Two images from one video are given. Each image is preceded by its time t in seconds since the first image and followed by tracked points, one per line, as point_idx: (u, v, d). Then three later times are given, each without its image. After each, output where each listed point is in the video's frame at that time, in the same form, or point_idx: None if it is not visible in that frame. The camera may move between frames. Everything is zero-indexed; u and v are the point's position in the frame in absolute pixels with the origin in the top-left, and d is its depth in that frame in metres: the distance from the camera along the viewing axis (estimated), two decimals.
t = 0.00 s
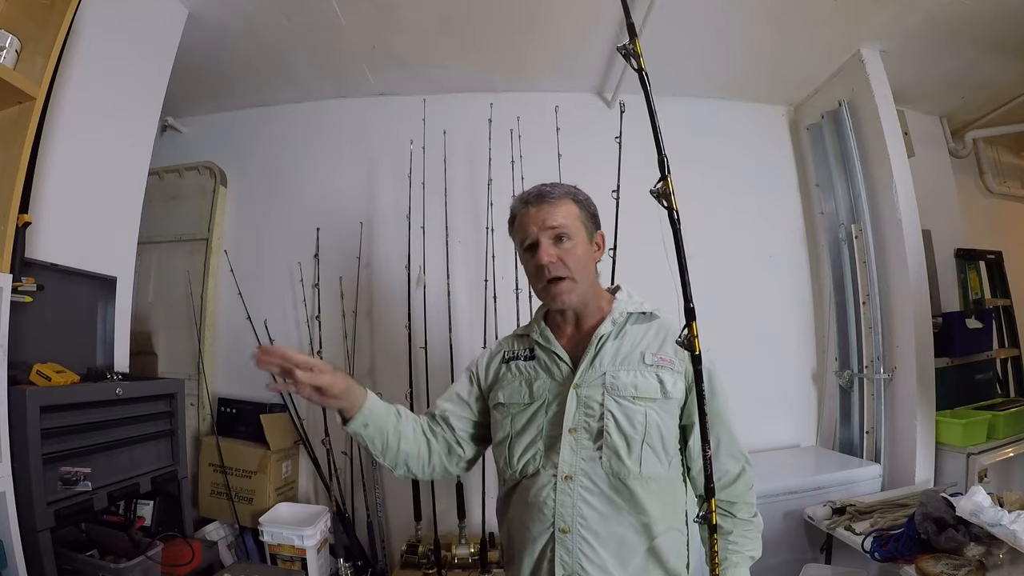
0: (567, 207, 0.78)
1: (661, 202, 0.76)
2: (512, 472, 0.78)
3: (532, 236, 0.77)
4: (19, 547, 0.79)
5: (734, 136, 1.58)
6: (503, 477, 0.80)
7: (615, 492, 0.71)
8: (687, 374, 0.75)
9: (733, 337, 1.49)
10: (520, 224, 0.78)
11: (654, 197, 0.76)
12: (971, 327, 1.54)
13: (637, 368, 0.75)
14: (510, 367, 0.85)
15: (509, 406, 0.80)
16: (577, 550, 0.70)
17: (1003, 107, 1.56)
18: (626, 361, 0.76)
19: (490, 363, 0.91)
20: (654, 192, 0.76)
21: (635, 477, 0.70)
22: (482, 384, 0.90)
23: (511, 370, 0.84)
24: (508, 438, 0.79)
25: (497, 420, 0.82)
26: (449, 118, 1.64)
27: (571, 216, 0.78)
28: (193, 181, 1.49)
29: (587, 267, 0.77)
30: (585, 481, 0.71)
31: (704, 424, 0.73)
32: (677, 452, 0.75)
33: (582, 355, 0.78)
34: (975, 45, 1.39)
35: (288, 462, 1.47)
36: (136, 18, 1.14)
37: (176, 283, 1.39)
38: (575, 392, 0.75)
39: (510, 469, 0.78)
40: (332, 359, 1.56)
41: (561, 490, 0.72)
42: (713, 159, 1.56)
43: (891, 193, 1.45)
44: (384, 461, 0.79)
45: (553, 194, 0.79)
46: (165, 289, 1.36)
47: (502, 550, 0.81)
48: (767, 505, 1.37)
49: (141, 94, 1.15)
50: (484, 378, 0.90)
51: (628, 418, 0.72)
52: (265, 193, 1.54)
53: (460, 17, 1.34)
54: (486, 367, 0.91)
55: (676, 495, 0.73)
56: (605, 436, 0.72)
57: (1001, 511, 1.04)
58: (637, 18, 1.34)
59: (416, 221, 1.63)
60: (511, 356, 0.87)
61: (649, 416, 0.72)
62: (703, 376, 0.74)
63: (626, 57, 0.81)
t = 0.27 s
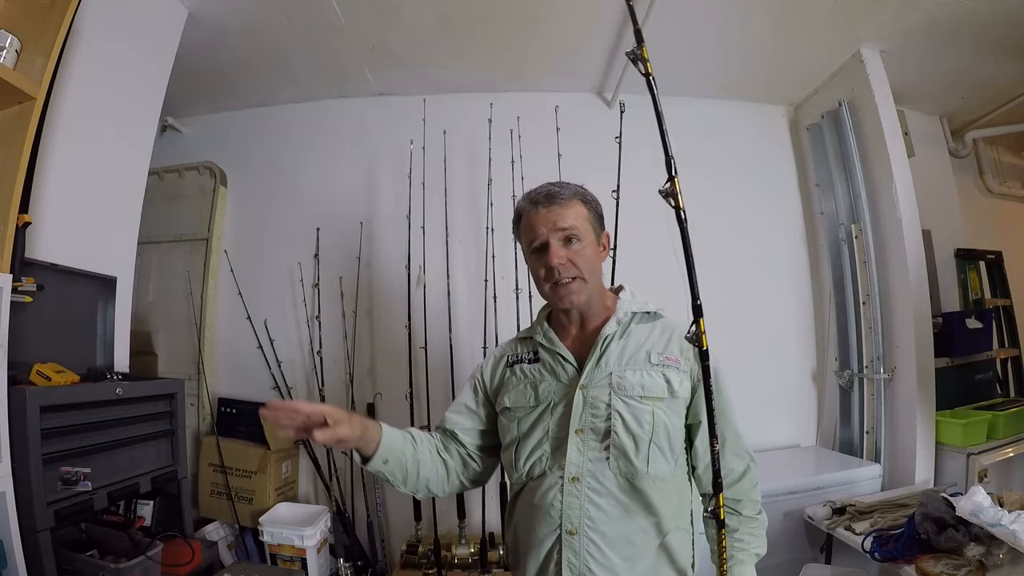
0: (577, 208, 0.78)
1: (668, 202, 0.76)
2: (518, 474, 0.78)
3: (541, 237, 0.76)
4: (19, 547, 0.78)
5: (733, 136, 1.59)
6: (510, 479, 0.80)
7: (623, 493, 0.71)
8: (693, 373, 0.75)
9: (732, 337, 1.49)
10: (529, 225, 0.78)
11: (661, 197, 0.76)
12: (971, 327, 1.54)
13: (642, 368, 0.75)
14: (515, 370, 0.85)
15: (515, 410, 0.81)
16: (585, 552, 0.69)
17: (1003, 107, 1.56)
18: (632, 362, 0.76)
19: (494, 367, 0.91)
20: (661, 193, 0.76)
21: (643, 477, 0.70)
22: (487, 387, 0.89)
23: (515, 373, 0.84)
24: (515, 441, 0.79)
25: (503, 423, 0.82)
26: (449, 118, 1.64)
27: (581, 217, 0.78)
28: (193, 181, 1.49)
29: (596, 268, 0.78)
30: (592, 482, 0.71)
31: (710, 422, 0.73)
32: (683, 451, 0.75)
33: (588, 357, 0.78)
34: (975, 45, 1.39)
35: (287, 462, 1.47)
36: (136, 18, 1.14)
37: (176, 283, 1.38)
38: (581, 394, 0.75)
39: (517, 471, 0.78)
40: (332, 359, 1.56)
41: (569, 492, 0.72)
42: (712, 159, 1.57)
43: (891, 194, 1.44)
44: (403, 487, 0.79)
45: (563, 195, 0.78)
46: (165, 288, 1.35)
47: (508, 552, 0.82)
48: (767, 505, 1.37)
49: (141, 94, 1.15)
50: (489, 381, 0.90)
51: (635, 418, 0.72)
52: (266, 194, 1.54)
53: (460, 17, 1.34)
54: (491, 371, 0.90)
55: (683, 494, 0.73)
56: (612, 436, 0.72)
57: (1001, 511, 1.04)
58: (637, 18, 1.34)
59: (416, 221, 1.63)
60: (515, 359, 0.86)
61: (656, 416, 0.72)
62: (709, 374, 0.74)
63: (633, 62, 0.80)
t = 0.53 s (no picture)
0: (578, 207, 0.78)
1: (677, 196, 0.77)
2: (523, 475, 0.78)
3: (541, 235, 0.77)
4: (19, 547, 0.78)
5: (733, 136, 1.59)
6: (515, 481, 0.80)
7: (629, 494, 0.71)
8: (698, 372, 0.75)
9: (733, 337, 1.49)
10: (531, 223, 0.79)
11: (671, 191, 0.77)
12: (971, 327, 1.54)
13: (647, 368, 0.75)
14: (518, 371, 0.85)
15: (518, 411, 0.81)
16: (591, 553, 0.70)
17: (1003, 107, 1.57)
18: (637, 362, 0.76)
19: (497, 368, 0.90)
20: (671, 187, 0.77)
21: (648, 478, 0.70)
22: (490, 389, 0.89)
23: (519, 374, 0.84)
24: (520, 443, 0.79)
25: (507, 425, 0.82)
26: (449, 118, 1.64)
27: (582, 216, 0.78)
28: (193, 181, 1.49)
29: (596, 267, 0.77)
30: (597, 483, 0.72)
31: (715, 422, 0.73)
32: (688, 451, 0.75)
33: (593, 358, 0.78)
34: (975, 45, 1.39)
35: (288, 462, 1.47)
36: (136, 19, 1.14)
37: (176, 283, 1.38)
38: (585, 394, 0.75)
39: (521, 473, 0.78)
40: (332, 359, 1.56)
41: (574, 493, 0.72)
42: (712, 159, 1.56)
43: (891, 193, 1.45)
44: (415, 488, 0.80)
45: (565, 193, 0.78)
46: (165, 288, 1.35)
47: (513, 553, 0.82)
48: (768, 505, 1.37)
49: (141, 94, 1.15)
50: (493, 382, 0.90)
51: (641, 418, 0.72)
52: (266, 194, 1.54)
53: (460, 17, 1.34)
54: (493, 372, 0.90)
55: (689, 494, 0.73)
56: (617, 437, 0.72)
57: (1001, 511, 1.04)
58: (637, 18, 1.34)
59: (416, 220, 1.63)
60: (518, 359, 0.86)
61: (662, 416, 0.72)
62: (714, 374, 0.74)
63: (641, 56, 0.82)
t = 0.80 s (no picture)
0: (568, 209, 0.77)
1: (681, 196, 0.76)
2: (523, 474, 0.78)
3: (529, 238, 0.78)
4: (19, 548, 0.78)
5: (734, 136, 1.57)
6: (515, 479, 0.79)
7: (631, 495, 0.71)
8: (704, 375, 0.76)
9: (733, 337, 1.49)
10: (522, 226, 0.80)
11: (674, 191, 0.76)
12: (971, 327, 1.54)
13: (653, 369, 0.75)
14: (522, 366, 0.84)
15: (521, 407, 0.80)
16: (591, 555, 0.69)
17: (1004, 107, 1.57)
18: (642, 362, 0.76)
19: (500, 361, 0.90)
20: (675, 187, 0.76)
21: (651, 479, 0.70)
22: (493, 383, 0.89)
23: (523, 369, 0.84)
24: (522, 442, 0.79)
25: (508, 421, 0.81)
26: (449, 118, 1.64)
27: (573, 217, 0.76)
28: (193, 181, 1.49)
29: (587, 270, 0.76)
30: (599, 484, 0.71)
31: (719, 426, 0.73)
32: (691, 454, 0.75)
33: (599, 356, 0.78)
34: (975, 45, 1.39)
35: (288, 462, 1.47)
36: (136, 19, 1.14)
37: (176, 283, 1.38)
38: (590, 393, 0.75)
39: (522, 471, 0.78)
40: (332, 359, 1.57)
41: (576, 494, 0.72)
42: (713, 160, 1.55)
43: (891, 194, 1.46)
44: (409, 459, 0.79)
45: (555, 194, 0.78)
46: (166, 288, 1.35)
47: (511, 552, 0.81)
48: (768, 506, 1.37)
49: (142, 94, 1.15)
50: (496, 377, 0.90)
51: (646, 419, 0.72)
52: (266, 193, 1.54)
53: (460, 16, 1.34)
54: (496, 366, 0.90)
55: (691, 497, 0.74)
56: (621, 438, 0.72)
57: (1001, 511, 1.04)
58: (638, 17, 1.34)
59: (416, 221, 1.63)
60: (523, 353, 0.86)
61: (666, 418, 0.72)
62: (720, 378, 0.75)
63: (647, 56, 0.80)
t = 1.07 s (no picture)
0: (591, 205, 0.74)
1: (689, 202, 0.77)
2: (525, 474, 0.77)
3: (550, 234, 0.75)
4: (19, 548, 0.78)
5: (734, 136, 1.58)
6: (516, 479, 0.79)
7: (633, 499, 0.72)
8: (712, 382, 0.76)
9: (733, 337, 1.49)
10: (541, 220, 0.77)
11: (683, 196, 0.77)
12: (971, 327, 1.54)
13: (662, 373, 0.76)
14: (528, 361, 0.84)
15: (525, 404, 0.80)
16: (591, 558, 0.70)
17: (1003, 108, 1.57)
18: (651, 365, 0.76)
19: (504, 354, 0.89)
20: (683, 191, 0.78)
21: (655, 484, 0.71)
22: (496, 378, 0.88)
23: (529, 365, 0.84)
24: (525, 440, 0.78)
25: (510, 418, 0.81)
26: (449, 118, 1.64)
27: (595, 215, 0.74)
28: (193, 181, 1.49)
29: (607, 270, 0.75)
30: (602, 487, 0.72)
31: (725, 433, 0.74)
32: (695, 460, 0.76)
33: (606, 357, 0.78)
34: (975, 45, 1.39)
35: (288, 462, 1.47)
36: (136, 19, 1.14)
37: (176, 283, 1.38)
38: (597, 394, 0.75)
39: (523, 470, 0.78)
40: (332, 359, 1.57)
41: (578, 496, 0.72)
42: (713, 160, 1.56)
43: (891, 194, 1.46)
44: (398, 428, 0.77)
45: (577, 189, 0.75)
46: (165, 288, 1.35)
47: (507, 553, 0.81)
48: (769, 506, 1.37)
49: (142, 94, 1.15)
50: (498, 372, 0.88)
51: (653, 424, 0.72)
52: (267, 193, 1.54)
53: (459, 16, 1.34)
54: (499, 360, 0.89)
55: (693, 504, 0.74)
56: (627, 441, 0.72)
57: (1001, 511, 1.04)
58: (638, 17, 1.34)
59: (416, 221, 1.63)
60: (530, 349, 0.86)
61: (674, 423, 0.73)
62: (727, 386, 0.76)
63: (654, 58, 0.81)
